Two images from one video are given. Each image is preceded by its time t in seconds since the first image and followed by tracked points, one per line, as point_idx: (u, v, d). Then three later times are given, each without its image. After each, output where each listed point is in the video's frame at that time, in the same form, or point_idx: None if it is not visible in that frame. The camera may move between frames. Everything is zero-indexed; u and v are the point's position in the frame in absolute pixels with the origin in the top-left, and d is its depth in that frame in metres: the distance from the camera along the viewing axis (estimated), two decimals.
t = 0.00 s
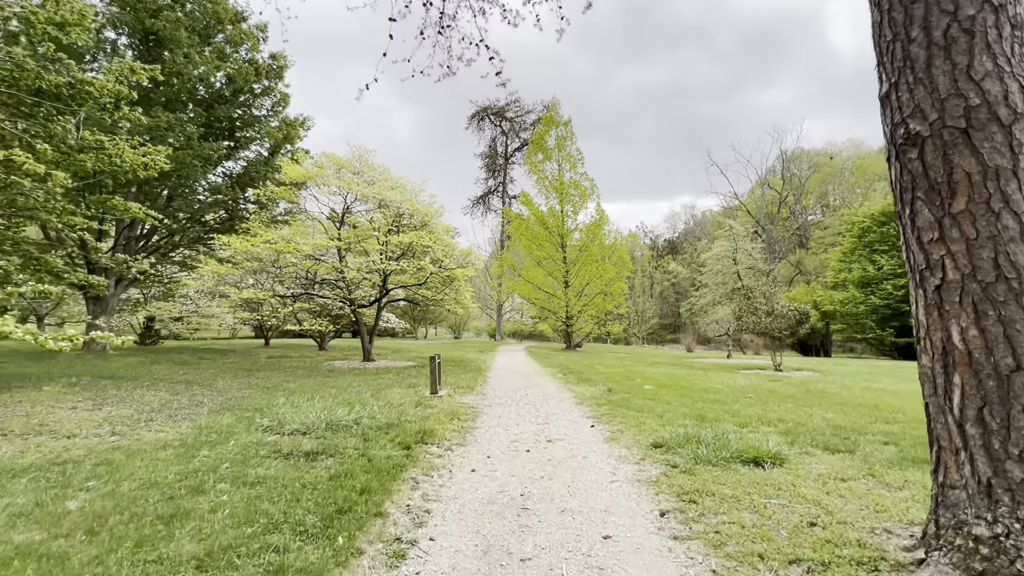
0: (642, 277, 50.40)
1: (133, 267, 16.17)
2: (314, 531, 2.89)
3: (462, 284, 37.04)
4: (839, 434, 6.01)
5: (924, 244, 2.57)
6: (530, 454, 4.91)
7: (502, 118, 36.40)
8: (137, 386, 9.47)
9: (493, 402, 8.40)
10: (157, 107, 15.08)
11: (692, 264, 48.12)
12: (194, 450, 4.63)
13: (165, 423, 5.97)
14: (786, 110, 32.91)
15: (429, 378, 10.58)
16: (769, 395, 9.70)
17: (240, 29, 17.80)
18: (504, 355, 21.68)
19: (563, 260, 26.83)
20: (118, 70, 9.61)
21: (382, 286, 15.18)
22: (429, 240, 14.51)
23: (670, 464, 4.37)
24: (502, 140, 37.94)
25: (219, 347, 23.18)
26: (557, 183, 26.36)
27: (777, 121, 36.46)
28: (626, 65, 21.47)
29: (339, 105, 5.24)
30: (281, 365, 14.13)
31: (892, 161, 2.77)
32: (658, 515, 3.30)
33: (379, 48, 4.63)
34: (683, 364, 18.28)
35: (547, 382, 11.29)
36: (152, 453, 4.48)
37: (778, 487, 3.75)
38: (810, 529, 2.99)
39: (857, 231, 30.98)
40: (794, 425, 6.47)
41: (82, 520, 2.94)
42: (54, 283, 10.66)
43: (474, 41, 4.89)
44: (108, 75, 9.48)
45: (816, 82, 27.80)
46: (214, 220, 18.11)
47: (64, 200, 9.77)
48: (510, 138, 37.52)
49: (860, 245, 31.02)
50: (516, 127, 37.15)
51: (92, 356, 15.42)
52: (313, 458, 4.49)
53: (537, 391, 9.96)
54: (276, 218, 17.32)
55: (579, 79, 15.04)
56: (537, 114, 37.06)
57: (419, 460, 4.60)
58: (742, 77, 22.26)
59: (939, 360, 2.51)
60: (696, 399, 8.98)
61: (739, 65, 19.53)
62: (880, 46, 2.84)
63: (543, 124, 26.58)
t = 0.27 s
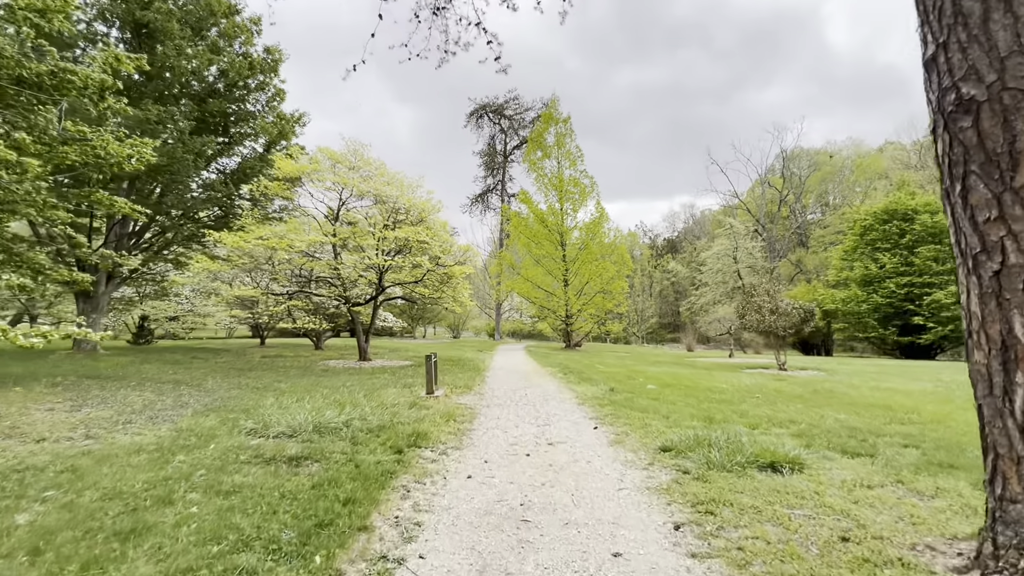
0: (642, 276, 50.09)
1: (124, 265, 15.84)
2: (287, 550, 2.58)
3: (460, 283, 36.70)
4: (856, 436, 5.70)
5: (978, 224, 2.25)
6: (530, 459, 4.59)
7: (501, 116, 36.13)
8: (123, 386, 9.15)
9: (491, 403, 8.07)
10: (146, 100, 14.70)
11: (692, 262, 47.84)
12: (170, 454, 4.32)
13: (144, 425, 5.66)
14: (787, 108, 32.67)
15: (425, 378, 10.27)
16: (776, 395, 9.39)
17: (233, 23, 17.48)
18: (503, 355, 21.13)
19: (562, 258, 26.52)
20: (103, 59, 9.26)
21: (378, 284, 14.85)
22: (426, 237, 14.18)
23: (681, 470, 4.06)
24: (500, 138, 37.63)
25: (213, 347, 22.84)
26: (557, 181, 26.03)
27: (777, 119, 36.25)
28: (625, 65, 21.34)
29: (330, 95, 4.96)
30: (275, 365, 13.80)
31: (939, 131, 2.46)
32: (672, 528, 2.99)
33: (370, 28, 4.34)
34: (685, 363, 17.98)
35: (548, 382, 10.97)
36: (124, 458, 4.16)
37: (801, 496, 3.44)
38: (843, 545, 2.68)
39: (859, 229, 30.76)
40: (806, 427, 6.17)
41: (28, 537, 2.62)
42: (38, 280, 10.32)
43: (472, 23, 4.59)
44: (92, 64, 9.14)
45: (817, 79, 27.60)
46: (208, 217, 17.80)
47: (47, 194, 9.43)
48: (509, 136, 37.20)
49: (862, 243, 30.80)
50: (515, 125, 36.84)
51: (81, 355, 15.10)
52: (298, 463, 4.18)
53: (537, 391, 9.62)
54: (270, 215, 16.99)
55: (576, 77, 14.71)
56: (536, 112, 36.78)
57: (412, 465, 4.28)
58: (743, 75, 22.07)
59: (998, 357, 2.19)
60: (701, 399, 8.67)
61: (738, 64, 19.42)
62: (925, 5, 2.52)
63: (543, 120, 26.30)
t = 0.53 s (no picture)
0: (642, 275, 49.80)
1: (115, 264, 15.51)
2: None
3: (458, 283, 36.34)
4: (875, 443, 5.40)
5: None
6: (530, 471, 4.28)
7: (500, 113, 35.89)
8: (108, 389, 8.82)
9: (489, 407, 7.74)
10: (135, 95, 14.35)
11: (693, 261, 47.55)
12: (142, 468, 4.00)
13: (122, 432, 5.33)
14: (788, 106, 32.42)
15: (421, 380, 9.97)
16: (783, 397, 9.10)
17: (227, 18, 17.16)
18: (502, 355, 20.98)
19: (562, 257, 26.22)
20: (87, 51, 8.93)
21: (374, 283, 14.52)
22: (424, 236, 13.87)
23: (694, 484, 3.75)
24: (499, 137, 37.34)
25: (208, 347, 22.49)
26: (557, 179, 25.70)
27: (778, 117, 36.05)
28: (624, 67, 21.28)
29: (321, 88, 4.69)
30: (269, 366, 13.48)
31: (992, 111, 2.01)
32: (689, 556, 2.68)
33: (357, 9, 4.03)
34: (687, 363, 17.70)
35: (548, 384, 10.66)
36: (91, 472, 3.84)
37: (829, 516, 3.14)
38: None
39: (862, 227, 30.53)
40: (820, 433, 5.87)
41: None
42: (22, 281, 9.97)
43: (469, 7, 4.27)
44: (76, 57, 8.80)
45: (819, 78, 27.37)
46: (203, 216, 17.49)
47: (29, 191, 9.09)
48: (507, 134, 36.90)
49: (864, 241, 30.56)
50: (514, 123, 36.53)
51: (71, 357, 14.77)
52: (281, 477, 3.87)
53: (537, 394, 9.30)
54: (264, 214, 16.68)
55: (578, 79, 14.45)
56: (536, 110, 36.50)
57: (402, 479, 3.96)
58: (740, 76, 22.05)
59: None
60: (707, 402, 8.37)
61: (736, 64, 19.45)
62: None
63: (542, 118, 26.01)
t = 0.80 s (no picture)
0: (642, 276, 49.46)
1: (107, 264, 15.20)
2: None
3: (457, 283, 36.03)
4: (894, 447, 5.11)
5: None
6: (529, 480, 3.98)
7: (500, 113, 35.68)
8: (93, 392, 8.50)
9: (486, 410, 7.43)
10: (125, 91, 14.05)
11: (693, 261, 47.24)
12: (107, 478, 3.68)
13: (95, 438, 5.01)
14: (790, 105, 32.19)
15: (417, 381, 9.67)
16: (791, 399, 8.79)
17: (220, 13, 16.90)
18: (501, 355, 21.01)
19: (562, 257, 25.92)
20: (71, 41, 8.64)
21: (371, 283, 14.22)
22: (421, 234, 13.59)
23: (707, 495, 3.44)
24: (499, 136, 37.09)
25: (203, 349, 22.16)
26: (557, 178, 25.40)
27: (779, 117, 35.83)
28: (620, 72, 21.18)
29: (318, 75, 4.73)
30: (263, 368, 13.17)
31: None
32: None
33: None
34: (689, 364, 17.40)
35: (549, 385, 10.34)
36: (51, 483, 3.52)
37: (858, 533, 2.83)
38: None
39: (865, 226, 30.25)
40: (834, 437, 5.57)
41: None
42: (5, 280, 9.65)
43: None
44: (59, 47, 8.47)
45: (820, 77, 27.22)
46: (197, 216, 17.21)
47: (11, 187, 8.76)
48: (507, 134, 36.66)
49: (867, 240, 30.29)
50: (513, 122, 36.28)
51: (61, 359, 14.44)
52: (259, 488, 3.57)
53: (536, 395, 9.00)
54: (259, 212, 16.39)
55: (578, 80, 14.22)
56: (535, 109, 36.27)
57: (390, 489, 3.65)
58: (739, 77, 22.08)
59: None
60: (713, 403, 8.06)
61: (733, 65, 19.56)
62: None
63: (541, 117, 25.72)
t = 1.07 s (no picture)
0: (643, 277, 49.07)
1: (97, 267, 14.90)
2: None
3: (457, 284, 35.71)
4: (917, 461, 4.80)
5: None
6: (528, 500, 3.66)
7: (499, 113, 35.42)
8: (76, 399, 8.20)
9: (485, 418, 7.07)
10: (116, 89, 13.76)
11: (695, 262, 46.87)
12: (66, 501, 3.35)
13: (66, 453, 4.70)
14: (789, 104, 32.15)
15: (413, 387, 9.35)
16: (802, 405, 8.47)
17: (215, 11, 16.56)
18: (501, 358, 20.60)
19: (562, 258, 25.57)
20: (53, 34, 8.25)
21: (367, 284, 13.91)
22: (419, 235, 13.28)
23: (724, 520, 3.13)
24: (498, 136, 36.82)
25: (199, 352, 21.84)
26: (557, 178, 25.09)
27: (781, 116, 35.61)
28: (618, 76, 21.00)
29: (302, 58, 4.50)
30: (257, 372, 12.85)
31: None
32: None
33: None
34: (693, 367, 17.05)
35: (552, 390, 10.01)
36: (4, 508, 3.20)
37: (899, 567, 2.52)
38: None
39: (869, 226, 29.91)
40: (853, 448, 5.23)
41: None
42: None
43: None
44: (41, 41, 8.15)
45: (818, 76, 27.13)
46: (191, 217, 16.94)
47: None
48: (506, 134, 36.38)
49: (870, 240, 29.94)
50: (513, 122, 36.01)
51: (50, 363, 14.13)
52: (232, 512, 3.25)
53: (537, 401, 8.67)
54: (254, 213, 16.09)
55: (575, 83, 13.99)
56: (535, 110, 35.99)
57: (376, 513, 3.34)
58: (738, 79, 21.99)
59: None
60: (722, 410, 7.72)
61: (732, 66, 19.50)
62: None
63: (540, 117, 25.43)
